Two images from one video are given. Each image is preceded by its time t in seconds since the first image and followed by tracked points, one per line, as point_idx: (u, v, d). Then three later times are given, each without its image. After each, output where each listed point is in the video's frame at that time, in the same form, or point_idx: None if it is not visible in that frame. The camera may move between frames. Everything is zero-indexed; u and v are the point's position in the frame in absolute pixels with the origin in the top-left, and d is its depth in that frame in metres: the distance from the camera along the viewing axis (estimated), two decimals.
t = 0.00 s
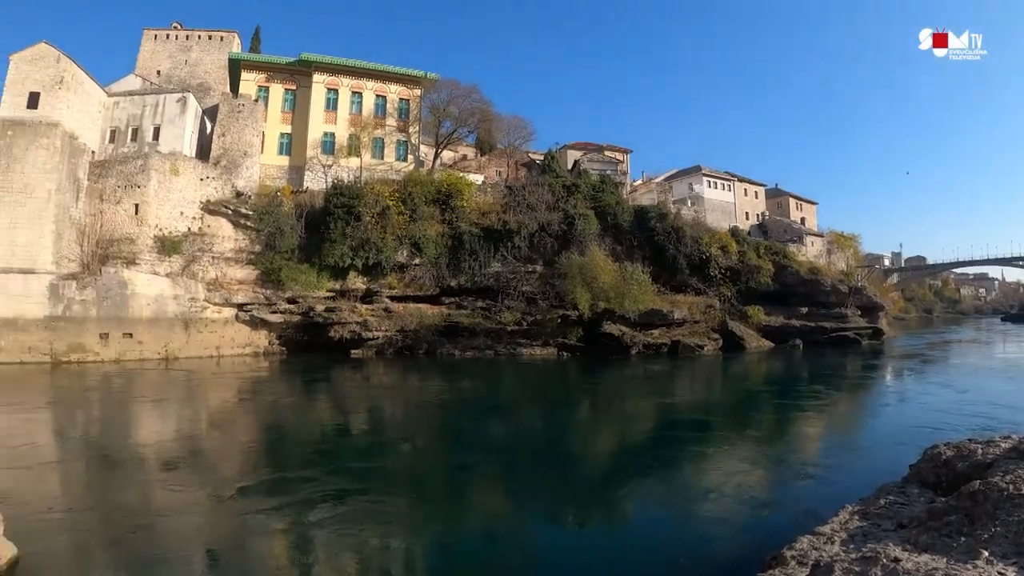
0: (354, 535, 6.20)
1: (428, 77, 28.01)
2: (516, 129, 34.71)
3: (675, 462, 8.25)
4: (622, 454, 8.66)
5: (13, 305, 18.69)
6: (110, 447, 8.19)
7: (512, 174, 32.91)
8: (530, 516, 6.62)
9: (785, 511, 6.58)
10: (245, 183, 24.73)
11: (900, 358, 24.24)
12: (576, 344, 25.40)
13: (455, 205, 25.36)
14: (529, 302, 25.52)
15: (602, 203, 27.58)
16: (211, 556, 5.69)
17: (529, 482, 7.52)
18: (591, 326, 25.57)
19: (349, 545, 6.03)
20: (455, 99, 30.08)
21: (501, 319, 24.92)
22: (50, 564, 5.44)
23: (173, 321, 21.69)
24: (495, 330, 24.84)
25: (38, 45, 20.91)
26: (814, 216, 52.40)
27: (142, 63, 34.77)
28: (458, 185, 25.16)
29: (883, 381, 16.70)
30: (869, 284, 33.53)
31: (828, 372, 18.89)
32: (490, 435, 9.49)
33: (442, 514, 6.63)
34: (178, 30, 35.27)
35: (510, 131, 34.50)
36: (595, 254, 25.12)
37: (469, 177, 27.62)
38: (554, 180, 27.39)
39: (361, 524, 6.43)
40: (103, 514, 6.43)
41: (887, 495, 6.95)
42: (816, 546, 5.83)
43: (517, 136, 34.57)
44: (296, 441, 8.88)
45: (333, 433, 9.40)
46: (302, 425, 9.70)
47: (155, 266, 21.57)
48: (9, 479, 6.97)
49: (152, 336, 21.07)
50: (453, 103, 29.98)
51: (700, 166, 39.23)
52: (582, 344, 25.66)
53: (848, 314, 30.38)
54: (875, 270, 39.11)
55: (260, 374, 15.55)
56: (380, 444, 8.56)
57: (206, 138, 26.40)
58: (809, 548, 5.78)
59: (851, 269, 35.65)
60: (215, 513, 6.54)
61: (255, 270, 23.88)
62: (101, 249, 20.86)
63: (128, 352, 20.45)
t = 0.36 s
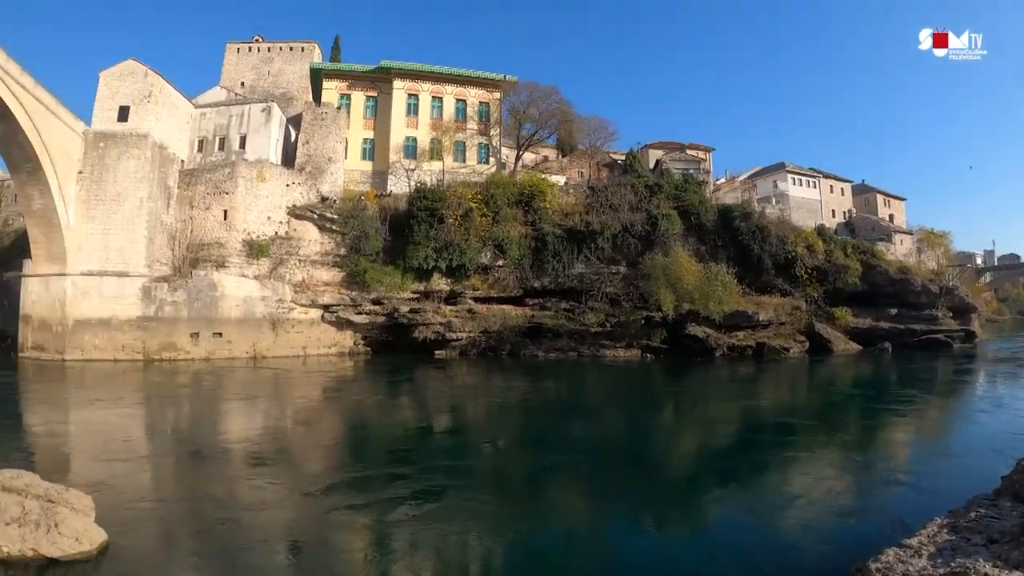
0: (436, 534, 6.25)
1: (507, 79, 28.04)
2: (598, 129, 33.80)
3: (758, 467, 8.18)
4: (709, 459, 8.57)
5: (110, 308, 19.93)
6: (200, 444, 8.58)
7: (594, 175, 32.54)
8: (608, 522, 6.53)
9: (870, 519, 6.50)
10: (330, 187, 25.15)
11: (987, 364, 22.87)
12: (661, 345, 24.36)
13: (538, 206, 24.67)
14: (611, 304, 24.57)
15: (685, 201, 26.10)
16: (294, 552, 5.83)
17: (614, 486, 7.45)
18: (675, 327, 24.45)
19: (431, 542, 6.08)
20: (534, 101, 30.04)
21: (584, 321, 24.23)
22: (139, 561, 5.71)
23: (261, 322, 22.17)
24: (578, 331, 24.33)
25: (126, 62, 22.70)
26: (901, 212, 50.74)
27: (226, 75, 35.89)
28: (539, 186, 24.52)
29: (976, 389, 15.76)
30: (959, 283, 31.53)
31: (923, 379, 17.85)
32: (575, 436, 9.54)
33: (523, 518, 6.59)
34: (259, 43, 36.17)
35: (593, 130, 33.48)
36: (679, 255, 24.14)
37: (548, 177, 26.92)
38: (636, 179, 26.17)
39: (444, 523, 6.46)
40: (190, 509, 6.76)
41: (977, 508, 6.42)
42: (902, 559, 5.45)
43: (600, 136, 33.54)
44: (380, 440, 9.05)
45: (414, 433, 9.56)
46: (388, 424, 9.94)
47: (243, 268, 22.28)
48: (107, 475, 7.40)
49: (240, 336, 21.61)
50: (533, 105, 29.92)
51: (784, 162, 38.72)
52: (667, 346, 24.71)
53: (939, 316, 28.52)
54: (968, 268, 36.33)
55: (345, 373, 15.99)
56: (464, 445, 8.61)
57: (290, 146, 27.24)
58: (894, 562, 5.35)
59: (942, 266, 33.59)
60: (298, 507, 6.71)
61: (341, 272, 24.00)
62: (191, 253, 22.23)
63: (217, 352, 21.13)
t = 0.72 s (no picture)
0: (522, 534, 6.36)
1: (586, 80, 27.15)
2: (679, 127, 33.70)
3: (848, 471, 8.10)
4: (799, 463, 8.51)
5: (202, 314, 20.57)
6: (292, 443, 9.00)
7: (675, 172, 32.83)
8: (694, 524, 6.55)
9: (964, 526, 6.39)
10: (413, 194, 25.09)
11: None
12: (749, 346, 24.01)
13: (621, 207, 24.33)
14: (699, 304, 24.00)
15: (771, 198, 25.39)
16: (378, 551, 5.98)
17: (704, 489, 7.47)
18: (764, 327, 24.03)
19: (518, 543, 6.17)
20: (614, 100, 29.91)
21: (671, 322, 23.71)
22: (228, 557, 5.96)
23: (349, 325, 22.74)
24: (665, 333, 23.92)
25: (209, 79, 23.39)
26: (995, 202, 48.26)
27: (308, 88, 36.08)
28: (621, 186, 24.18)
29: None
30: None
31: None
32: (664, 437, 9.61)
33: (609, 520, 6.67)
34: (338, 55, 36.06)
35: (673, 129, 33.57)
36: (767, 252, 23.65)
37: (630, 176, 26.62)
38: (720, 176, 25.60)
39: (531, 523, 6.58)
40: (280, 505, 7.02)
41: None
42: (997, 572, 5.17)
43: (682, 133, 33.71)
44: (465, 441, 9.33)
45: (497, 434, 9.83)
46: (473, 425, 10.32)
47: (331, 274, 22.99)
48: (200, 472, 7.86)
49: (329, 339, 22.24)
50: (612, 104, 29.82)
51: (872, 152, 37.74)
52: (756, 347, 24.41)
53: None
54: None
55: (431, 375, 16.55)
56: (550, 447, 8.78)
57: (374, 154, 28.10)
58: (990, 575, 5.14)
59: None
60: (383, 506, 6.94)
61: (427, 277, 24.56)
62: (280, 260, 23.13)
63: (305, 356, 21.75)
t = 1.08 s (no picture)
0: (601, 536, 6.46)
1: (654, 79, 27.87)
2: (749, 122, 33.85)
3: (931, 474, 7.97)
4: (881, 466, 8.40)
5: (283, 322, 21.78)
6: (373, 446, 9.29)
7: (749, 167, 32.04)
8: (773, 527, 6.58)
9: None
10: (487, 199, 25.91)
11: None
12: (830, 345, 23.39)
13: (696, 205, 24.22)
14: (777, 302, 23.50)
15: (849, 190, 24.92)
16: (455, 553, 6.12)
17: (785, 493, 7.49)
18: (844, 325, 23.51)
19: (595, 546, 6.26)
20: (684, 97, 29.60)
21: (749, 321, 23.33)
22: (305, 557, 6.13)
23: (426, 331, 23.12)
24: (743, 332, 23.60)
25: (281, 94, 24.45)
26: None
27: (379, 100, 37.36)
28: (696, 185, 24.10)
29: None
30: None
31: None
32: (743, 440, 9.63)
33: (687, 522, 6.76)
34: (406, 66, 37.39)
35: (743, 123, 33.83)
36: (845, 247, 22.72)
37: (705, 174, 26.49)
38: (795, 170, 25.27)
39: (612, 525, 6.69)
40: (357, 507, 7.21)
41: None
42: None
43: (752, 127, 33.79)
44: (541, 443, 9.51)
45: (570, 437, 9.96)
46: (550, 427, 10.55)
47: (408, 281, 23.62)
48: (280, 472, 8.18)
49: (406, 345, 22.75)
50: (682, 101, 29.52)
51: (951, 139, 36.55)
52: (835, 346, 23.81)
53: None
54: None
55: (506, 379, 17.03)
56: (628, 450, 8.91)
57: (446, 162, 28.61)
58: None
59: None
60: (462, 509, 7.11)
61: (503, 281, 24.70)
62: (357, 269, 23.92)
63: (384, 361, 22.43)
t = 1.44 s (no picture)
0: (674, 549, 6.54)
1: (717, 81, 26.84)
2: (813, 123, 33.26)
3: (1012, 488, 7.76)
4: (959, 479, 8.22)
5: (354, 334, 22.58)
6: (445, 458, 9.47)
7: (818, 167, 30.56)
8: (848, 541, 6.62)
9: None
10: (554, 209, 26.53)
11: None
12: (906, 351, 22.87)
13: (765, 209, 23.72)
14: (850, 306, 22.97)
15: (921, 188, 23.98)
16: (524, 563, 6.20)
17: (861, 505, 7.59)
18: (920, 328, 22.97)
19: (666, 558, 6.32)
20: (748, 99, 29.26)
21: (822, 327, 22.73)
22: (377, 564, 6.29)
23: (496, 341, 23.45)
24: (817, 338, 23.12)
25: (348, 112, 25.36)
26: None
27: (443, 113, 38.07)
28: (765, 188, 23.55)
29: None
30: None
31: None
32: (815, 453, 9.59)
33: (760, 534, 6.89)
34: (469, 79, 37.98)
35: (807, 124, 33.24)
36: (921, 248, 21.98)
37: (773, 176, 25.87)
38: (865, 168, 24.42)
39: (683, 539, 6.76)
40: (427, 516, 7.39)
41: None
42: None
43: (819, 128, 33.03)
44: (609, 455, 9.61)
45: (636, 450, 9.99)
46: (619, 437, 10.66)
47: (478, 291, 24.39)
48: (351, 480, 8.40)
49: (476, 355, 23.13)
50: (745, 104, 28.86)
51: None
52: (910, 350, 23.38)
53: None
54: None
55: (575, 388, 17.28)
56: (696, 465, 9.01)
57: (513, 173, 29.28)
58: None
59: None
60: (532, 520, 7.21)
61: (573, 290, 24.80)
62: (427, 280, 25.01)
63: (454, 372, 22.84)
